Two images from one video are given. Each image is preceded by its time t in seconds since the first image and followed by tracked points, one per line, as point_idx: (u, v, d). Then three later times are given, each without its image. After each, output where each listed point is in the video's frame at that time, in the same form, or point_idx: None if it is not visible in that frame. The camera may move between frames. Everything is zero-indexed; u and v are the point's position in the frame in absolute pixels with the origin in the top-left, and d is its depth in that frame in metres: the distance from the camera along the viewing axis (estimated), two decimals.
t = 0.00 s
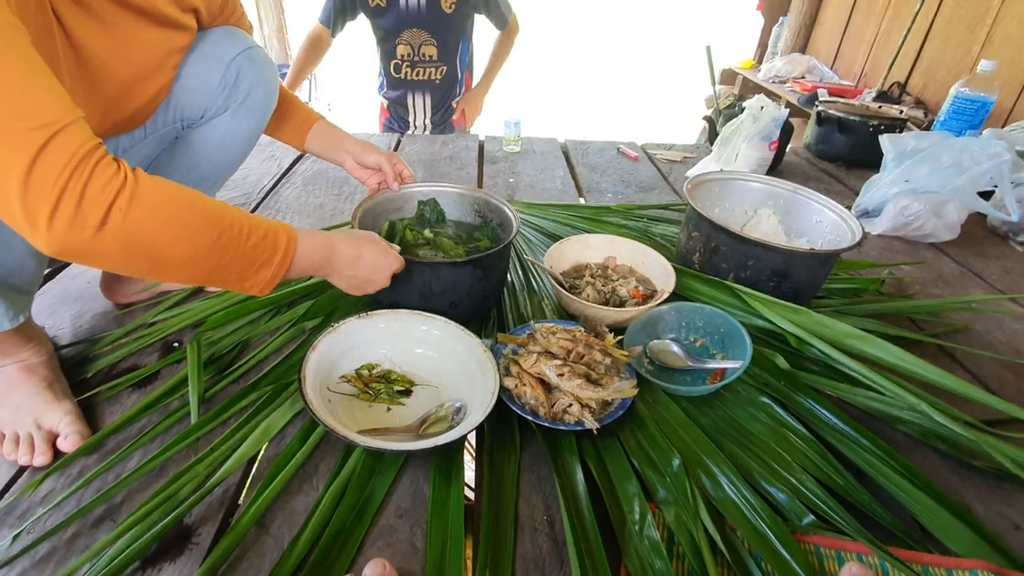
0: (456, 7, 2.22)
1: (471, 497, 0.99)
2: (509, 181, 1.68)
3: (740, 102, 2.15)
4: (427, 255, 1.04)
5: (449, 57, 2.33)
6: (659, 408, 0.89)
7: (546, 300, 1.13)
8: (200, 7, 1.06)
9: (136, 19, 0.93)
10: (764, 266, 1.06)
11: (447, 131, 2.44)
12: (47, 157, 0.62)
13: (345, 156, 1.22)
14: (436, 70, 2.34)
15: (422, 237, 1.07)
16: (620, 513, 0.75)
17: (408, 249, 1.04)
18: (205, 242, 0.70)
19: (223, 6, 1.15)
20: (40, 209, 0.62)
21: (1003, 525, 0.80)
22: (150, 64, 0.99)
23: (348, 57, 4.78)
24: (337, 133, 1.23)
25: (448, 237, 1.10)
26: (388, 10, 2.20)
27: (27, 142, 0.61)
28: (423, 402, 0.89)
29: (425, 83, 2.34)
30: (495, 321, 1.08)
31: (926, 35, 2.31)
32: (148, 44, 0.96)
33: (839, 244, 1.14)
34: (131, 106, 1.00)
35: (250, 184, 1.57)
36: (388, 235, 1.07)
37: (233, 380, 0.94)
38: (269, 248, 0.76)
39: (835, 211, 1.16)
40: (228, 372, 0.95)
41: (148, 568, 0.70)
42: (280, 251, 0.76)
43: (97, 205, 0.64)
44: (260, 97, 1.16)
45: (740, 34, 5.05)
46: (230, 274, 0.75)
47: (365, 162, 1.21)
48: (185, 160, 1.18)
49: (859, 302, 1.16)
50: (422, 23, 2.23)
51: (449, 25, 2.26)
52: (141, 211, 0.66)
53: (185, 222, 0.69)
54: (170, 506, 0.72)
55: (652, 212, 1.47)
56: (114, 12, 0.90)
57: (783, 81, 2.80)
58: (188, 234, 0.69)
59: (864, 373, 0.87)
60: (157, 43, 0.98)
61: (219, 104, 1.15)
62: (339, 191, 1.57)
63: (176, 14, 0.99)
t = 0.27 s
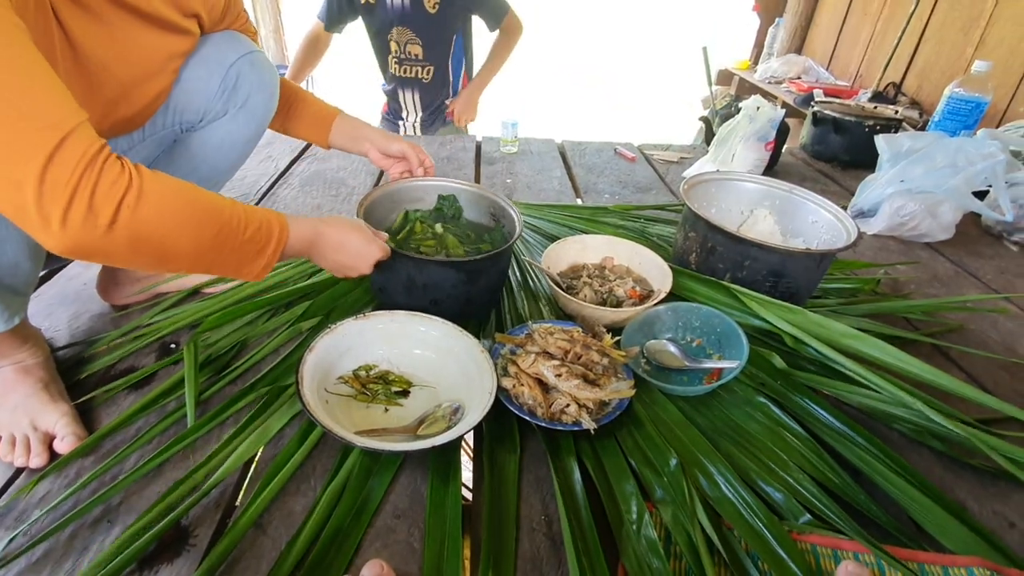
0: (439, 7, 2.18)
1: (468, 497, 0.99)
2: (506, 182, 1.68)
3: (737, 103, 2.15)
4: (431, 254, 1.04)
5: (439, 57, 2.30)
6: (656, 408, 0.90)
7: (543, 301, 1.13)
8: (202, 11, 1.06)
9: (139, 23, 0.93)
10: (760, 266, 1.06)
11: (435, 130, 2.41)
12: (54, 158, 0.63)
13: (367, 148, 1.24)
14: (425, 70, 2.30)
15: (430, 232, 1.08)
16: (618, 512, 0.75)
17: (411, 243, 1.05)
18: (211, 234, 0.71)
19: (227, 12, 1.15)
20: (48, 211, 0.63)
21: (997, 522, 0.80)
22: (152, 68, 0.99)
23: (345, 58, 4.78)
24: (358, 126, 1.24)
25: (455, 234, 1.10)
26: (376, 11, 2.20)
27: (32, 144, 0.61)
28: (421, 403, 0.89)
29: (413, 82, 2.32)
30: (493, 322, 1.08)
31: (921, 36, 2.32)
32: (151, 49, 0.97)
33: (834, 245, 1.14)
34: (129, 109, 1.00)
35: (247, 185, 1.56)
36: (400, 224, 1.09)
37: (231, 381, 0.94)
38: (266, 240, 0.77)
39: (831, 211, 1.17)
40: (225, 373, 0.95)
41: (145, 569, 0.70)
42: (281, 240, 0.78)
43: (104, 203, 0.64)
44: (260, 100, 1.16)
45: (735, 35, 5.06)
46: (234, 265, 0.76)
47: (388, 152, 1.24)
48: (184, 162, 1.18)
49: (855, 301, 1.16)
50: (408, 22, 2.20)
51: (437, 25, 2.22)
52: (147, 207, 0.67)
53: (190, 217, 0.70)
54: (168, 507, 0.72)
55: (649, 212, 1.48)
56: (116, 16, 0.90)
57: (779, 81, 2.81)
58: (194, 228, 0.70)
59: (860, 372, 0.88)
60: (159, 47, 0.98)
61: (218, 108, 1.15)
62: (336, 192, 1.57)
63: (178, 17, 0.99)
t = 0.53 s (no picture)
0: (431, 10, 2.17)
1: (465, 498, 0.99)
2: (503, 183, 1.69)
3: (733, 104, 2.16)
4: (432, 246, 1.06)
5: (429, 58, 2.28)
6: (652, 409, 0.90)
7: (540, 302, 1.13)
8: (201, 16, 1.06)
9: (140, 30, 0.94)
10: (756, 267, 1.06)
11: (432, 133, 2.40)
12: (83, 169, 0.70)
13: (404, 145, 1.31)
14: (417, 73, 2.31)
15: (441, 226, 1.10)
16: (614, 513, 0.75)
17: (411, 233, 1.08)
18: (221, 229, 0.79)
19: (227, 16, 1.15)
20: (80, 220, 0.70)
21: (993, 522, 0.81)
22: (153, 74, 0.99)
23: (343, 59, 4.78)
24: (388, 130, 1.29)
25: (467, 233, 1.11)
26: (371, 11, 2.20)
27: (62, 157, 0.67)
28: (417, 405, 0.89)
29: (405, 83, 2.32)
30: (490, 323, 1.08)
31: (917, 36, 2.33)
32: (152, 56, 0.97)
33: (831, 245, 1.15)
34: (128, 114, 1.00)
35: (243, 187, 1.56)
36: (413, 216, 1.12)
37: (227, 383, 0.94)
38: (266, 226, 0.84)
39: (826, 212, 1.17)
40: (222, 375, 0.95)
41: (141, 572, 0.70)
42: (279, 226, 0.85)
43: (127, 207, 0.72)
44: (256, 103, 1.17)
45: (732, 35, 5.07)
46: (239, 251, 0.84)
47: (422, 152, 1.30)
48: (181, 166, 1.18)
49: (852, 301, 1.16)
50: (400, 21, 2.20)
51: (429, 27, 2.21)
52: (163, 211, 0.74)
53: (199, 213, 0.77)
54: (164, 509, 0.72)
55: (646, 213, 1.48)
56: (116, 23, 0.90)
57: (776, 82, 2.81)
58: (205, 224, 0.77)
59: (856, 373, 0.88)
60: (161, 54, 0.98)
61: (214, 112, 1.15)
62: (332, 194, 1.56)
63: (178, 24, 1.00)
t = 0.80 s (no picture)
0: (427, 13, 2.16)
1: (465, 501, 0.99)
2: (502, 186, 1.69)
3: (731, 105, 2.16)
4: (439, 241, 1.11)
5: (428, 62, 2.27)
6: (652, 411, 0.90)
7: (540, 304, 1.13)
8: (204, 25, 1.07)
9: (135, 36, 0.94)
10: (755, 268, 1.07)
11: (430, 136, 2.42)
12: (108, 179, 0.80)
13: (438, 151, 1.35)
14: (415, 75, 2.30)
15: (456, 225, 1.15)
16: (614, 513, 0.76)
17: (425, 225, 1.14)
18: (238, 224, 0.89)
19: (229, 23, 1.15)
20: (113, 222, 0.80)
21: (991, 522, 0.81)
22: (153, 80, 1.00)
23: (341, 62, 4.78)
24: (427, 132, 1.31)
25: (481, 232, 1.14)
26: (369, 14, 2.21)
27: (95, 172, 0.76)
28: (417, 408, 0.90)
29: (403, 86, 2.33)
30: (490, 325, 1.08)
31: (914, 38, 2.34)
32: (150, 62, 0.98)
33: (829, 246, 1.15)
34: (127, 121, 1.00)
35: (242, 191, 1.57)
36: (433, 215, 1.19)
37: (227, 387, 0.94)
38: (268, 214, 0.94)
39: (824, 213, 1.18)
40: (221, 379, 0.95)
41: None
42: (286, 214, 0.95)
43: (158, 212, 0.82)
44: (257, 110, 1.17)
45: (730, 37, 5.08)
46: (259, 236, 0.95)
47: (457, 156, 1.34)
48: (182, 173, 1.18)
49: (850, 302, 1.17)
50: (397, 26, 2.20)
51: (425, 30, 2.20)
52: (191, 214, 0.84)
53: (221, 211, 0.87)
54: (164, 513, 0.72)
55: (645, 215, 1.48)
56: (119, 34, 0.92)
57: (774, 84, 2.82)
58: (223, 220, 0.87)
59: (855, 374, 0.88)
60: (158, 60, 0.99)
61: (214, 119, 1.16)
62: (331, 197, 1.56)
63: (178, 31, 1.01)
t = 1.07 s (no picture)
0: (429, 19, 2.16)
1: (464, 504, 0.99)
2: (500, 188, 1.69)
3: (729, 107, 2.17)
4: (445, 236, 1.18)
5: (430, 66, 2.27)
6: (652, 413, 0.90)
7: (538, 306, 1.13)
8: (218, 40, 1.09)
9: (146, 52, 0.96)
10: (753, 270, 1.07)
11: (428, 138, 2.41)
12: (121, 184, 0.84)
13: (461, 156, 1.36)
14: (416, 79, 2.30)
15: (464, 225, 1.21)
16: (615, 515, 0.76)
17: (440, 219, 1.21)
18: (257, 215, 0.94)
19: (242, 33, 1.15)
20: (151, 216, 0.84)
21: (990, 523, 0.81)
22: (160, 94, 1.01)
23: (339, 66, 4.78)
24: (453, 133, 1.33)
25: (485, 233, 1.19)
26: (371, 17, 2.21)
27: (131, 175, 0.79)
28: (416, 411, 0.89)
29: (403, 88, 2.33)
30: (489, 327, 1.08)
31: (910, 39, 2.34)
32: (158, 77, 1.00)
33: (827, 248, 1.15)
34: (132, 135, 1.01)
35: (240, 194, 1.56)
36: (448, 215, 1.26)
37: (225, 391, 0.94)
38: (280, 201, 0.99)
39: (822, 214, 1.18)
40: (219, 383, 0.95)
41: None
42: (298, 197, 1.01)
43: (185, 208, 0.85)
44: (260, 118, 1.18)
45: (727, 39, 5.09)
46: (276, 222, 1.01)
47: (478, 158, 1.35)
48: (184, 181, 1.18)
49: (849, 303, 1.17)
50: (398, 31, 2.21)
51: (426, 36, 2.20)
52: (219, 209, 0.89)
53: (244, 203, 0.92)
54: (161, 518, 0.72)
55: (644, 217, 1.48)
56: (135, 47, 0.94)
57: (771, 85, 2.83)
58: (248, 211, 0.93)
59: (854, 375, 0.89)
60: (165, 75, 1.01)
61: (217, 126, 1.15)
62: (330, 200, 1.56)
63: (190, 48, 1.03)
